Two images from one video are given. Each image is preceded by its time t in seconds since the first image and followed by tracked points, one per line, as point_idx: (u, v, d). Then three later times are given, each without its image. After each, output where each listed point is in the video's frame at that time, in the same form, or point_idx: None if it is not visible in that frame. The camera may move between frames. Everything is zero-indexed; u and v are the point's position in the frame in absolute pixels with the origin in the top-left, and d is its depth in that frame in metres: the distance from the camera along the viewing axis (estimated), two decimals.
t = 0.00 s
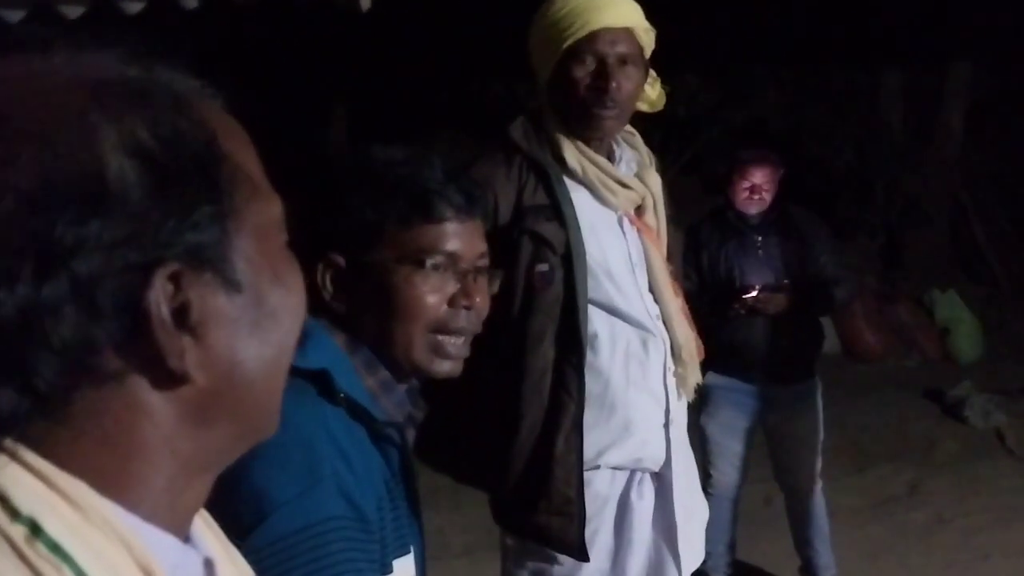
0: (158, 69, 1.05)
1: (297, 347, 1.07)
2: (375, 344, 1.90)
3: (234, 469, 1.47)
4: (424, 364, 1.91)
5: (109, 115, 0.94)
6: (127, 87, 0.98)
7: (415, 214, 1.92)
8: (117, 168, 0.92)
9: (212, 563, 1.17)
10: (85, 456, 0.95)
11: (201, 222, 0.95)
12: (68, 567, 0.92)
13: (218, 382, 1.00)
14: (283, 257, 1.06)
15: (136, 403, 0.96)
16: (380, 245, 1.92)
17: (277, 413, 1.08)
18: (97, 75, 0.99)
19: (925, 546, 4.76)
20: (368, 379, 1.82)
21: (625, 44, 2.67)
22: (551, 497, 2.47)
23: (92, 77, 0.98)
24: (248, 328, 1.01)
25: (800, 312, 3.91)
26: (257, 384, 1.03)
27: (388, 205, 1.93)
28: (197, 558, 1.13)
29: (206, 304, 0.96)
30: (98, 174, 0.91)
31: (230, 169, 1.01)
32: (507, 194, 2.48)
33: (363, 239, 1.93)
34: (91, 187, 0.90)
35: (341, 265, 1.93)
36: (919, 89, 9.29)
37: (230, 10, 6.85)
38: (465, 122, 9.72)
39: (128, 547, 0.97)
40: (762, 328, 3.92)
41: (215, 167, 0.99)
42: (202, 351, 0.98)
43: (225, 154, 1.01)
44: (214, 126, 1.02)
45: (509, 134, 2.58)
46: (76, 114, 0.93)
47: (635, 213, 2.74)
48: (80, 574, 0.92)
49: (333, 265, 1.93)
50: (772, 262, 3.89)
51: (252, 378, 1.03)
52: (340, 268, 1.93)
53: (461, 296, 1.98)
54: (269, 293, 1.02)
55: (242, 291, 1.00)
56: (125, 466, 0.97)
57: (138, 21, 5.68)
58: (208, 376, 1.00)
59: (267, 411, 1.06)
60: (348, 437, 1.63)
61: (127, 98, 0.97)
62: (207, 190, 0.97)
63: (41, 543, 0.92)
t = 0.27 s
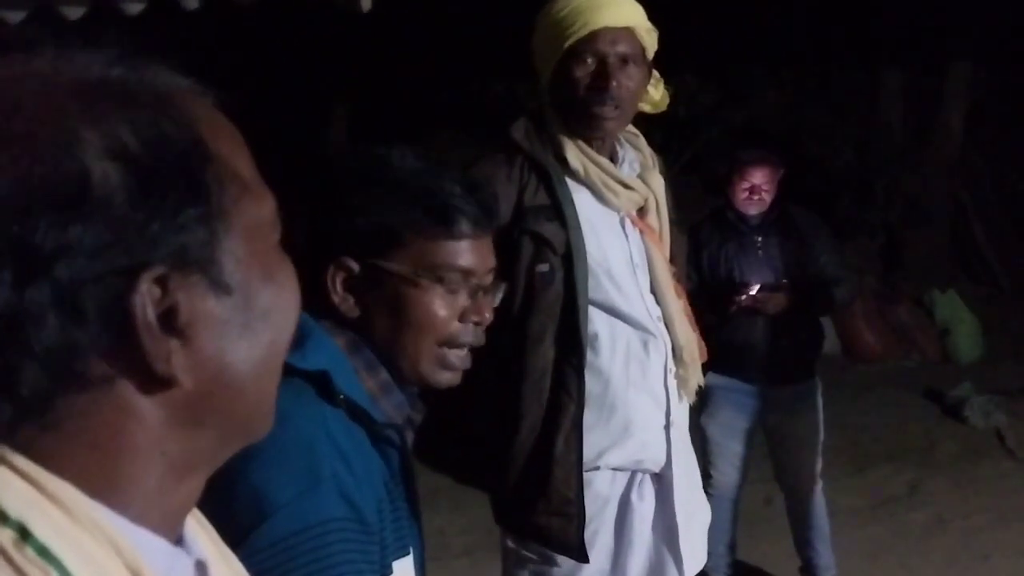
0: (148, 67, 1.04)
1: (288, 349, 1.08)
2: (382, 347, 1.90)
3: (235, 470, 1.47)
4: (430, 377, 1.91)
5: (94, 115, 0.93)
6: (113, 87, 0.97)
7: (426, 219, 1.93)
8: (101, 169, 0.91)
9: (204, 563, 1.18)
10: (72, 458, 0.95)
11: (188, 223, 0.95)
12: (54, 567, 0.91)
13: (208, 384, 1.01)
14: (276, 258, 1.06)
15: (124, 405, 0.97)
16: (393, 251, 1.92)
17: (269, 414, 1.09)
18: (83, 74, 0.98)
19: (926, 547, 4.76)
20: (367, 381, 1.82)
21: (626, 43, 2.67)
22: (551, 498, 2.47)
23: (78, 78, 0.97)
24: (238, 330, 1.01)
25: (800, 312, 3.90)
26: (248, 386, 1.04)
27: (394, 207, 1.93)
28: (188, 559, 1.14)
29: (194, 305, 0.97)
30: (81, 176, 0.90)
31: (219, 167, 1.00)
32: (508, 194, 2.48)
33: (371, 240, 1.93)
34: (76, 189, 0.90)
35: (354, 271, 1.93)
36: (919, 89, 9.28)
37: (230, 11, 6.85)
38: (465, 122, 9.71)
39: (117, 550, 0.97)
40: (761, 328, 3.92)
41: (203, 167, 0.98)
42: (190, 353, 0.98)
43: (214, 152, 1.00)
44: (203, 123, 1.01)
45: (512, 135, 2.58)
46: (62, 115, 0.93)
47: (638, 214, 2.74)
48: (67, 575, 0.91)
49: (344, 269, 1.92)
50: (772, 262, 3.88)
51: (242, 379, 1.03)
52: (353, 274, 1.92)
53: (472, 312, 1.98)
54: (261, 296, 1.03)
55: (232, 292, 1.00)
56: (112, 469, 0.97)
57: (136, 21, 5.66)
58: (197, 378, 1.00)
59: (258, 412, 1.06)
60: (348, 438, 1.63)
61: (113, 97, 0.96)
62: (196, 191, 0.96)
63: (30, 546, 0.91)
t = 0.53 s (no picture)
0: (164, 74, 0.98)
1: (285, 370, 1.01)
2: (386, 351, 1.90)
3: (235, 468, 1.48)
4: (438, 384, 1.91)
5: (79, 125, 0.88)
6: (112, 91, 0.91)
7: (430, 222, 1.94)
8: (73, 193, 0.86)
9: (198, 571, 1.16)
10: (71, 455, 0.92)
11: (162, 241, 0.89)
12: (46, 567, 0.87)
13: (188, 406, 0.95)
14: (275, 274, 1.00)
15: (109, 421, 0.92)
16: (408, 261, 1.93)
17: (265, 434, 1.03)
18: (82, 73, 0.93)
19: (925, 547, 4.77)
20: (366, 382, 1.81)
21: (628, 46, 2.66)
22: (551, 498, 2.47)
23: (76, 77, 0.92)
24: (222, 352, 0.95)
25: (799, 312, 3.90)
26: (239, 406, 0.98)
27: (401, 211, 1.92)
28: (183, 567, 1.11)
29: (145, 347, 0.91)
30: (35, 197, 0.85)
31: (212, 180, 0.93)
32: (508, 194, 2.49)
33: (375, 241, 1.91)
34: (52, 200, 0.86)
35: (367, 278, 1.93)
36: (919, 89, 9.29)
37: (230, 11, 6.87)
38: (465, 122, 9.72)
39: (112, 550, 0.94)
40: (762, 328, 3.92)
41: (193, 181, 0.91)
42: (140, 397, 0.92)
43: (212, 163, 0.93)
44: (207, 129, 0.94)
45: (513, 136, 2.59)
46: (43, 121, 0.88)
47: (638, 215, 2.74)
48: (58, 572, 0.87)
49: (357, 274, 1.92)
50: (772, 262, 3.88)
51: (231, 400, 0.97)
52: (366, 281, 1.93)
53: (480, 324, 2.01)
54: (251, 315, 0.97)
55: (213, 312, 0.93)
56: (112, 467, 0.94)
57: (139, 22, 5.72)
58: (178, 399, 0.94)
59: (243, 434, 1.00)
60: (347, 438, 1.63)
61: (108, 100, 0.90)
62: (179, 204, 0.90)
63: (22, 550, 0.87)
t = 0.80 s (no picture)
0: (157, 74, 0.97)
1: (261, 400, 0.98)
2: (384, 352, 1.92)
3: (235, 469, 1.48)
4: (434, 383, 1.93)
5: (57, 127, 0.88)
6: (97, 91, 0.91)
7: (430, 224, 1.93)
8: (46, 198, 0.85)
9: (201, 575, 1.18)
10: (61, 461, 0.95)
11: (111, 259, 0.88)
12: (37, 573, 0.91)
13: (150, 428, 0.94)
14: (246, 294, 0.98)
15: (75, 435, 0.93)
16: (405, 261, 1.93)
17: (244, 462, 1.00)
18: (70, 70, 0.92)
19: (926, 546, 4.76)
20: (365, 382, 1.80)
21: (627, 49, 2.66)
22: (550, 496, 2.46)
23: (65, 75, 0.92)
24: (181, 376, 0.93)
25: (799, 311, 3.89)
26: (207, 433, 0.96)
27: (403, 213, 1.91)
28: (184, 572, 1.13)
29: (88, 370, 0.90)
30: None
31: (180, 193, 0.92)
32: (508, 193, 2.48)
33: (374, 241, 1.92)
34: (15, 213, 0.86)
35: (362, 277, 1.94)
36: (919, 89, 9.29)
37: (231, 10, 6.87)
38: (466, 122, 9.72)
39: (105, 554, 0.98)
40: (761, 327, 3.91)
41: (157, 197, 0.90)
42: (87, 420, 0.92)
43: (176, 180, 0.92)
44: (181, 139, 0.93)
45: (512, 135, 2.59)
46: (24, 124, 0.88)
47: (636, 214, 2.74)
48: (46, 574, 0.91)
49: (352, 273, 1.94)
50: (773, 261, 3.88)
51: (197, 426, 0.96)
52: (361, 280, 1.94)
53: (476, 324, 2.01)
54: (215, 338, 0.95)
55: (169, 334, 0.92)
56: (94, 477, 0.96)
57: (140, 20, 5.72)
58: (141, 420, 0.93)
59: (211, 465, 0.98)
60: (346, 439, 1.63)
61: (88, 101, 0.90)
62: (141, 219, 0.89)
63: (16, 555, 0.91)
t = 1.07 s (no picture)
0: (154, 69, 0.97)
1: (261, 408, 0.97)
2: (383, 350, 1.93)
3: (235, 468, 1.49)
4: (434, 379, 1.94)
5: (52, 127, 0.88)
6: (92, 89, 0.91)
7: (425, 220, 1.93)
8: (40, 201, 0.86)
9: None
10: (58, 465, 0.95)
11: (104, 266, 0.89)
12: None
13: (147, 434, 0.94)
14: (245, 299, 0.97)
15: (70, 441, 0.94)
16: (401, 258, 1.94)
17: (245, 469, 1.00)
18: (65, 66, 0.92)
19: (925, 546, 4.76)
20: (364, 380, 1.80)
21: (625, 48, 2.67)
22: (549, 495, 2.47)
23: (62, 72, 0.92)
24: (177, 383, 0.93)
25: (799, 311, 3.88)
26: (203, 441, 0.96)
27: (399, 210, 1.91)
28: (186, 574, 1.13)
29: (80, 375, 0.91)
30: None
31: (172, 196, 0.91)
32: (507, 192, 2.49)
33: (371, 238, 1.92)
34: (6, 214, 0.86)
35: (359, 275, 1.94)
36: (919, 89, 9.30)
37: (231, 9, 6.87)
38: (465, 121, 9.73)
39: (105, 559, 0.98)
40: (761, 326, 3.91)
41: (153, 201, 0.90)
42: (84, 422, 0.93)
43: (172, 184, 0.91)
44: (178, 140, 0.92)
45: (509, 134, 2.59)
46: (20, 124, 0.88)
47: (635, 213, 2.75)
48: None
49: (348, 271, 1.93)
50: (771, 261, 3.88)
51: (190, 434, 0.95)
52: (358, 277, 1.94)
53: (475, 321, 2.01)
54: (213, 344, 0.94)
55: (164, 340, 0.92)
56: (92, 482, 0.96)
57: (140, 19, 5.71)
58: (137, 426, 0.94)
59: (210, 472, 0.98)
60: (346, 439, 1.63)
61: (82, 100, 0.90)
62: (133, 223, 0.89)
63: (15, 563, 0.90)
